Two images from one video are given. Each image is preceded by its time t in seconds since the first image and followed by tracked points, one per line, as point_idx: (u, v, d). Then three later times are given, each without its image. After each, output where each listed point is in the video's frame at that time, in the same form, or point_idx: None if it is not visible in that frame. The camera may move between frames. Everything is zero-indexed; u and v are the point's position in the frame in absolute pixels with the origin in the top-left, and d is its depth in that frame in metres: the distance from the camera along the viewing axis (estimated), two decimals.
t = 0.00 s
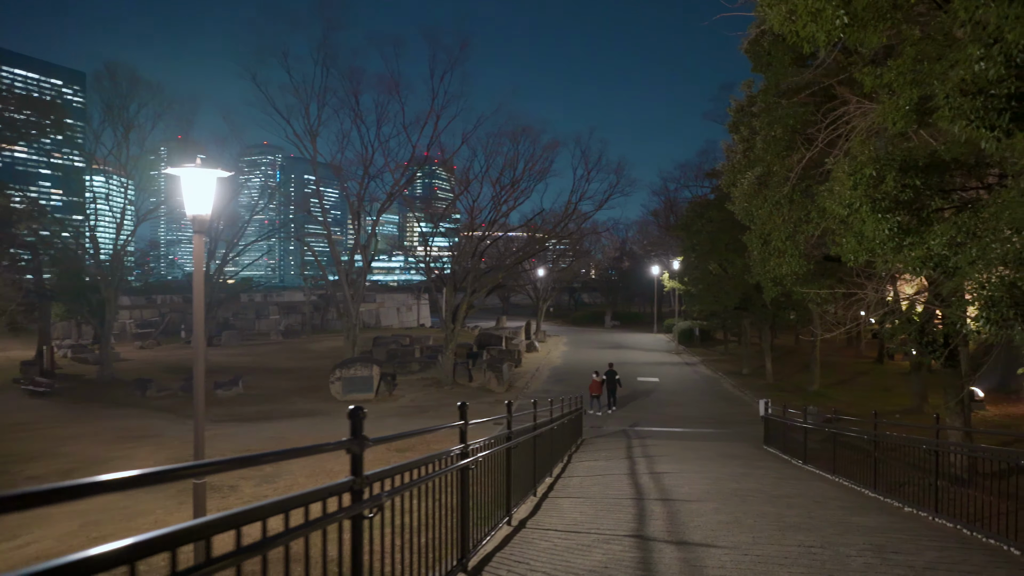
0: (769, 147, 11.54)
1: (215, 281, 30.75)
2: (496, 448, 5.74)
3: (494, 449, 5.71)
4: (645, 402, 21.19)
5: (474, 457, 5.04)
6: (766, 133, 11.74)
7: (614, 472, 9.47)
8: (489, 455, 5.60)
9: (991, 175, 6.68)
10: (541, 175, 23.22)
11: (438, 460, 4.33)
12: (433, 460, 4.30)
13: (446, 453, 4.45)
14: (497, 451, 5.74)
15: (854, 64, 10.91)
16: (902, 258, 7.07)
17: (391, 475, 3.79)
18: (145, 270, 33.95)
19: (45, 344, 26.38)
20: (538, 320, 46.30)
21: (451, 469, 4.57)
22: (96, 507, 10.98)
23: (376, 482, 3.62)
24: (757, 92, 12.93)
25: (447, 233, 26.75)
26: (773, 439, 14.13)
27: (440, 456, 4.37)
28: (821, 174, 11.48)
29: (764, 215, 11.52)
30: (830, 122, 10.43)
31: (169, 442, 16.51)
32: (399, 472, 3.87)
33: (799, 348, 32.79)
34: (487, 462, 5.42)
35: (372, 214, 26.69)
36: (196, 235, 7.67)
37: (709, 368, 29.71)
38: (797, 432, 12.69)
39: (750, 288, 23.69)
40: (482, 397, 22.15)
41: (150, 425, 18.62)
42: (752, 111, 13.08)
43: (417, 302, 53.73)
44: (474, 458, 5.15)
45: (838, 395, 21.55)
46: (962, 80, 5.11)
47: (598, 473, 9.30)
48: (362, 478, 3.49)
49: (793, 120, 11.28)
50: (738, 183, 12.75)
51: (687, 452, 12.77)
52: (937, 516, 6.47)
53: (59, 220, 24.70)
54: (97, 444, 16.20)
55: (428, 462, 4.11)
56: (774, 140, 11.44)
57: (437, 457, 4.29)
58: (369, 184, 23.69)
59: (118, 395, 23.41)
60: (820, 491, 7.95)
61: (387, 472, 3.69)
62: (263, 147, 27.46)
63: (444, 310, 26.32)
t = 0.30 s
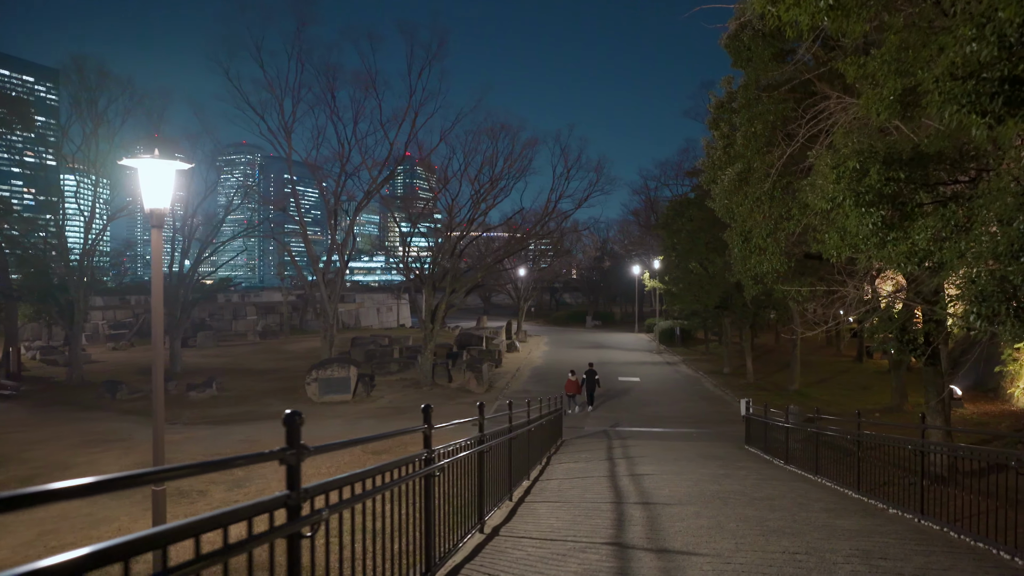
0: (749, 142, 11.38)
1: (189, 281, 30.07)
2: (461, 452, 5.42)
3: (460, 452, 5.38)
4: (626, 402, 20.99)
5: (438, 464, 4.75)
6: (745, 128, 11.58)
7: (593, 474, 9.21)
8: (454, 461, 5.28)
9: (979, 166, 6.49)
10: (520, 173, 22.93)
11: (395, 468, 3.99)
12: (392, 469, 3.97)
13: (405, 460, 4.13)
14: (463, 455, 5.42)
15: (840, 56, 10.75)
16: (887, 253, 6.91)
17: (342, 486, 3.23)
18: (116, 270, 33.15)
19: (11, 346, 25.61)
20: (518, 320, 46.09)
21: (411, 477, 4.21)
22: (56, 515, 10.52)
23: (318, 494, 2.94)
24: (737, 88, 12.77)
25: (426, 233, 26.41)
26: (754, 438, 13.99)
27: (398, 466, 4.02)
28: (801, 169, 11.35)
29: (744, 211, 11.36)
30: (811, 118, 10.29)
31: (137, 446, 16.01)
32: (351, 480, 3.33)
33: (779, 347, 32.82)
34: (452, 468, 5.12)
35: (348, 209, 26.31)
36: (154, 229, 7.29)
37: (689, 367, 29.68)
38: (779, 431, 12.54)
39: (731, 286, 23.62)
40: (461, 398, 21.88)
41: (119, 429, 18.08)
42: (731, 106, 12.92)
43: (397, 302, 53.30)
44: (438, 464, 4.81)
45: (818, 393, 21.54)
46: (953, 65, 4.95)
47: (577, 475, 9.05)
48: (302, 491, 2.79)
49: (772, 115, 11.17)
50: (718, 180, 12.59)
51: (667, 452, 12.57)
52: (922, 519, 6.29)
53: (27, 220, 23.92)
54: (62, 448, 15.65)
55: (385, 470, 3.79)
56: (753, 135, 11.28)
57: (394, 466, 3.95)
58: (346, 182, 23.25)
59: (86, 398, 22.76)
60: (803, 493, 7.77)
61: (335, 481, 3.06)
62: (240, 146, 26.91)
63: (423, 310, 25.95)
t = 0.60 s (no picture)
0: (737, 138, 11.24)
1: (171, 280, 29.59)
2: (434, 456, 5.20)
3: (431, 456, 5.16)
4: (613, 402, 20.79)
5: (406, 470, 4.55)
6: (733, 125, 11.44)
7: (577, 476, 8.96)
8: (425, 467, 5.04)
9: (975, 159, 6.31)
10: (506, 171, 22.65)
11: (356, 475, 3.78)
12: (353, 474, 3.76)
13: (369, 466, 3.92)
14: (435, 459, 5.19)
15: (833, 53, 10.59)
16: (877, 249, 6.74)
17: (292, 495, 2.98)
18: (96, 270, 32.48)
19: None
20: (505, 320, 45.88)
21: (374, 484, 3.99)
22: (22, 520, 10.13)
23: (255, 508, 2.64)
24: (724, 84, 12.60)
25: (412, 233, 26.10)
26: (742, 438, 13.84)
27: (361, 471, 3.81)
28: (790, 165, 11.18)
29: (732, 209, 11.20)
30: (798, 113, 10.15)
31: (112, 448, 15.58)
32: (304, 488, 3.07)
33: (766, 347, 32.77)
34: (422, 473, 4.90)
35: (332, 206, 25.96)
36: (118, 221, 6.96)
37: (675, 367, 29.58)
38: (766, 431, 12.39)
39: (718, 284, 23.49)
40: (445, 398, 21.65)
41: (94, 431, 17.60)
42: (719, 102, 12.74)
43: (383, 302, 52.88)
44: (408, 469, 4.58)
45: (804, 393, 21.47)
46: (952, 47, 4.80)
47: (561, 478, 8.82)
48: (236, 504, 2.55)
49: (761, 111, 11.00)
50: (705, 177, 12.42)
51: (653, 454, 12.36)
52: (914, 522, 6.11)
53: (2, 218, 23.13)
54: (34, 451, 15.20)
55: (346, 477, 3.58)
56: (742, 131, 11.13)
57: (355, 471, 3.73)
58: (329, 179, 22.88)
59: (62, 399, 22.23)
60: (791, 495, 7.57)
61: (279, 493, 2.80)
62: (227, 145, 26.50)
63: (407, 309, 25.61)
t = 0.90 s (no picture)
0: (718, 135, 11.10)
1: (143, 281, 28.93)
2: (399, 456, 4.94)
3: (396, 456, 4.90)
4: (593, 402, 20.61)
5: (367, 475, 4.28)
6: (714, 121, 11.30)
7: (556, 478, 8.71)
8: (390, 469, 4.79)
9: (961, 153, 6.23)
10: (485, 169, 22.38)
11: (308, 485, 3.49)
12: (304, 484, 3.46)
13: (322, 475, 3.64)
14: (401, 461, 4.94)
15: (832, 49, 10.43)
16: (861, 245, 6.61)
17: (225, 510, 2.67)
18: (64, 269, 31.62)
19: None
20: (485, 320, 45.58)
21: (329, 494, 3.70)
22: None
23: (177, 526, 2.33)
24: (704, 80, 12.48)
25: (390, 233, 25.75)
26: (722, 438, 13.72)
27: (314, 480, 3.52)
28: (771, 162, 11.07)
29: (712, 205, 11.05)
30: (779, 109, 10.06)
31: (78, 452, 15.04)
32: (239, 502, 2.76)
33: (745, 346, 32.87)
34: (387, 477, 4.64)
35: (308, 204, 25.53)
36: (72, 214, 6.59)
37: (655, 367, 29.51)
38: (747, 431, 12.26)
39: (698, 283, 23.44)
40: (424, 399, 21.34)
41: (59, 435, 17.01)
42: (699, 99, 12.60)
43: (362, 302, 52.28)
44: (370, 476, 4.30)
45: (784, 392, 21.46)
46: (947, 26, 4.78)
47: (539, 481, 8.58)
48: (151, 525, 2.21)
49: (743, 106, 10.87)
50: (686, 173, 12.26)
51: (634, 454, 12.15)
52: (900, 524, 5.97)
53: None
54: None
55: (294, 487, 3.27)
56: (723, 127, 11.00)
57: (306, 481, 3.43)
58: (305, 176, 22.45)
59: (27, 403, 21.52)
60: (774, 497, 7.41)
61: (207, 509, 2.48)
62: (204, 144, 25.92)
63: (385, 309, 25.23)
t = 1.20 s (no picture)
0: (692, 132, 10.97)
1: (106, 280, 28.07)
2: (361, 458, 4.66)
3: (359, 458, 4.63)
4: (567, 403, 20.45)
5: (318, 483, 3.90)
6: (688, 118, 11.17)
7: (529, 482, 8.47)
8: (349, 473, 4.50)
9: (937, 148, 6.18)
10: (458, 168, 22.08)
11: (253, 498, 3.13)
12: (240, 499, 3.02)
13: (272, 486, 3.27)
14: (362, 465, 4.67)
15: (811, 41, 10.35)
16: (836, 242, 6.54)
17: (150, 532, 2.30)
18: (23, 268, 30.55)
19: None
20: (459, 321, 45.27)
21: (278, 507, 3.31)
22: None
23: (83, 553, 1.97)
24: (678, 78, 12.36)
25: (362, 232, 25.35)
26: (696, 438, 13.63)
27: (258, 493, 3.14)
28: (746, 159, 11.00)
29: (687, 203, 10.91)
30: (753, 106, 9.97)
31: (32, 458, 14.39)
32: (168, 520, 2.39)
33: (718, 345, 33.03)
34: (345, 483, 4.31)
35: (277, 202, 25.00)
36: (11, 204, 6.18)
37: (629, 367, 29.50)
38: (721, 431, 12.16)
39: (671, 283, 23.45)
40: (395, 400, 21.00)
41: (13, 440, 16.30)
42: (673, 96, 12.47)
43: (334, 303, 51.57)
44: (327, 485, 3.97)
45: (756, 392, 21.53)
46: (934, 8, 4.67)
47: (511, 484, 8.33)
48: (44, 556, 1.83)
49: (717, 103, 10.78)
50: (660, 171, 12.12)
51: (608, 456, 11.98)
52: (878, 527, 5.85)
53: None
54: None
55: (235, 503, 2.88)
56: (697, 124, 10.88)
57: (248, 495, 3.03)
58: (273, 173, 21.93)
59: None
60: (750, 499, 7.26)
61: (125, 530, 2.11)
62: (172, 141, 25.23)
63: (356, 309, 24.81)
